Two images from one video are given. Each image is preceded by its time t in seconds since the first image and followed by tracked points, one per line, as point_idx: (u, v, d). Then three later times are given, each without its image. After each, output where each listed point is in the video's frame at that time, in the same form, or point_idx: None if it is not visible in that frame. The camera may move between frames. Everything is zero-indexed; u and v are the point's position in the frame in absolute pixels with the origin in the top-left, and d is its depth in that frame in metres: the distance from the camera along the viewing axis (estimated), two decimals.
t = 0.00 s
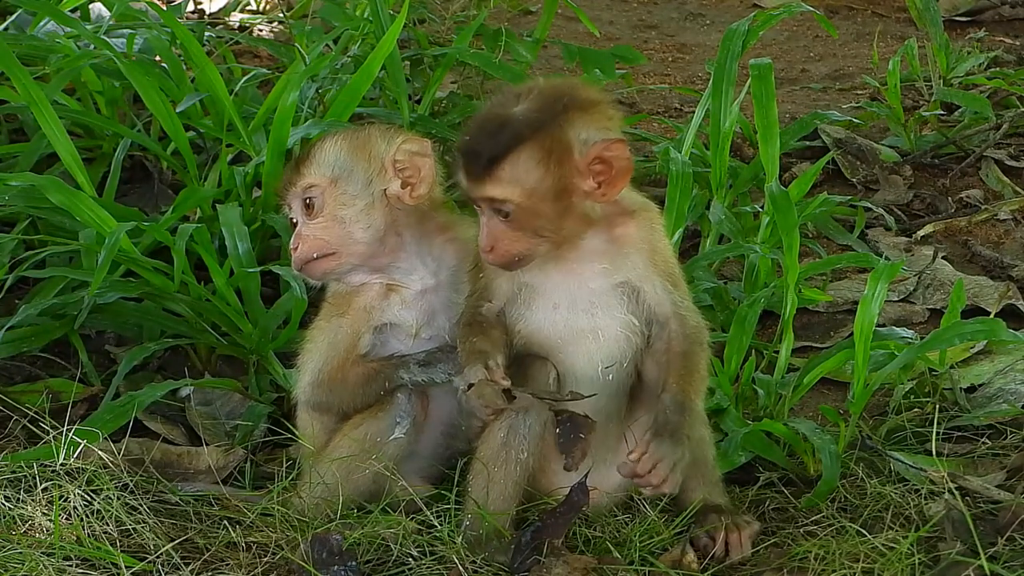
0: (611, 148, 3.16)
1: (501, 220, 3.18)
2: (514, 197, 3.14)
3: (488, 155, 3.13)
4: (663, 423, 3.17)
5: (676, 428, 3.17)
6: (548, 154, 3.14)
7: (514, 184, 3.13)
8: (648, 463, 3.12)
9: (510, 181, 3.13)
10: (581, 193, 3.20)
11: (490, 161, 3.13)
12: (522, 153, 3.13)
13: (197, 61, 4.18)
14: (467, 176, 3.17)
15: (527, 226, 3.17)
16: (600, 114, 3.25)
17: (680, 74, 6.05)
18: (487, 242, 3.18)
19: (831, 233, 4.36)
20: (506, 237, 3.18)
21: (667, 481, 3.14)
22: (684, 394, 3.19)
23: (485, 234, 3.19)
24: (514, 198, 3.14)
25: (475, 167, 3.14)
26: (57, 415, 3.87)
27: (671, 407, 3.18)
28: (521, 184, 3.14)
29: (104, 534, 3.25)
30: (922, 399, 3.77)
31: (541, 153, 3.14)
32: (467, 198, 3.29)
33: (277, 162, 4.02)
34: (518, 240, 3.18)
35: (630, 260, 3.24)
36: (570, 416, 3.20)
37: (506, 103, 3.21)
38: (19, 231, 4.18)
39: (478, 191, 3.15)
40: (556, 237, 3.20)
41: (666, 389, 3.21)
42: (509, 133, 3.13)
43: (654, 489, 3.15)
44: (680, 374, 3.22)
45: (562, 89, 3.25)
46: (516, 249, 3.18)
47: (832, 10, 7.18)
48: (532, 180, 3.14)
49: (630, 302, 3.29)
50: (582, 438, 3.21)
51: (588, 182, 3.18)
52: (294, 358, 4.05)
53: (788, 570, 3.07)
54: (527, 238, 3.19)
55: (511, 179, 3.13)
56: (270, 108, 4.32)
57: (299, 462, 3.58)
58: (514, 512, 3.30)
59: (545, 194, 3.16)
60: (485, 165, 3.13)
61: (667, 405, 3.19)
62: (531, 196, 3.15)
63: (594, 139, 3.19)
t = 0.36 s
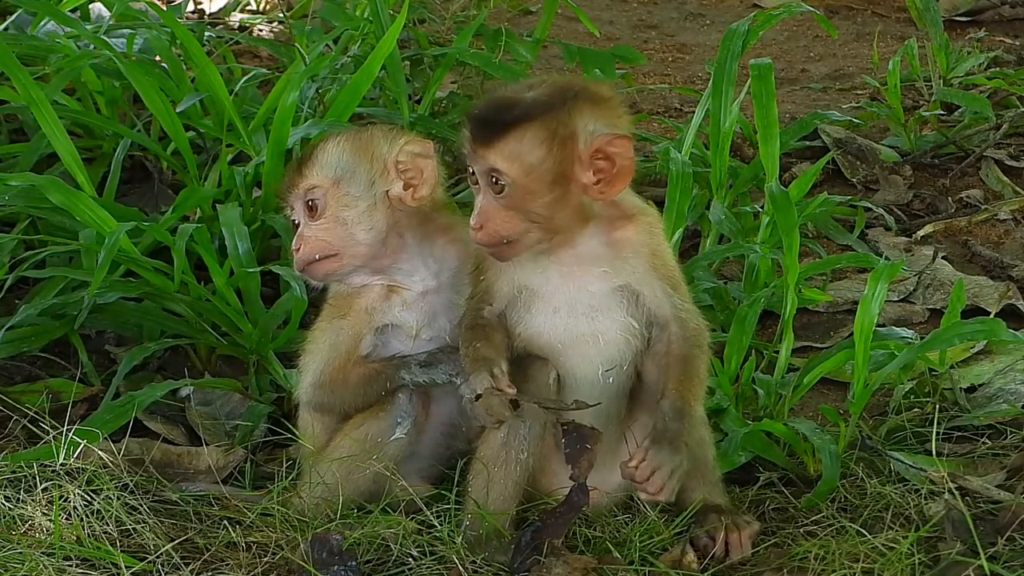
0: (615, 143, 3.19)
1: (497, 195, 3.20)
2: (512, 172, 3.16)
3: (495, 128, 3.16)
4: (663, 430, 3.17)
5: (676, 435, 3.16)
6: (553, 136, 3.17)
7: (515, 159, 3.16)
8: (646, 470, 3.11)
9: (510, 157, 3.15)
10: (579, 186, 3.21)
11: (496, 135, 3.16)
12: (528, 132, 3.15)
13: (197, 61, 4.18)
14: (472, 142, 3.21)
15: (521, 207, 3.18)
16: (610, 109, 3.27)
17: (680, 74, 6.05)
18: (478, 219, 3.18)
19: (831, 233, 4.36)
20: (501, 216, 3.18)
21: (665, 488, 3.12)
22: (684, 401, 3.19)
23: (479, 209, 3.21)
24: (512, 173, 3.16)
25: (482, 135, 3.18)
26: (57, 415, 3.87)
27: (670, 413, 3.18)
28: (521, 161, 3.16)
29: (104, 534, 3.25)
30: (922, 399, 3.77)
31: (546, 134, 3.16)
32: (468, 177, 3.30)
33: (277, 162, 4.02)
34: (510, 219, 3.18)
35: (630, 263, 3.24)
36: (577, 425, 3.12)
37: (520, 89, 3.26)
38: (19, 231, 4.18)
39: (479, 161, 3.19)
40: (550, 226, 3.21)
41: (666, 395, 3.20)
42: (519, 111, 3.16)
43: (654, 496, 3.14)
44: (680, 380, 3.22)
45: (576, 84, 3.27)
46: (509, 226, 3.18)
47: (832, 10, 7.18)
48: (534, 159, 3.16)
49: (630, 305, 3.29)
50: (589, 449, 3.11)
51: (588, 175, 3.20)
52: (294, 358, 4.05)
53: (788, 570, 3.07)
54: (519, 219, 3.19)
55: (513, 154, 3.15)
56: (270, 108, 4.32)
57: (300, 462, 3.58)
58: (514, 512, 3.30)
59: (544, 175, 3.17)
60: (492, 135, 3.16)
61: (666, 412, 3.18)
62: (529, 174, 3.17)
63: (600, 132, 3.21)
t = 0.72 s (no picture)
0: (603, 142, 3.17)
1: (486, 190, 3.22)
2: (497, 166, 3.18)
3: (483, 122, 3.19)
4: (659, 433, 3.18)
5: (673, 436, 3.17)
6: (539, 132, 3.17)
7: (500, 154, 3.17)
8: (643, 471, 3.13)
9: (496, 151, 3.17)
10: (568, 183, 3.20)
11: (482, 129, 3.19)
12: (513, 127, 3.16)
13: (197, 61, 4.18)
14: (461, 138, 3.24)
15: (510, 202, 3.19)
16: (606, 107, 3.26)
17: (680, 74, 6.05)
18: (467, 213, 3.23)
19: (831, 233, 4.36)
20: (491, 211, 3.20)
21: (662, 489, 3.13)
22: (681, 403, 3.20)
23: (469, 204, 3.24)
24: (498, 167, 3.18)
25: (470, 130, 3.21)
26: (58, 415, 3.87)
27: (667, 415, 3.19)
28: (507, 155, 3.17)
29: (104, 533, 3.25)
30: (922, 399, 3.77)
31: (531, 130, 3.17)
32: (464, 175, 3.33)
33: (277, 162, 4.02)
34: (498, 213, 3.20)
35: (629, 264, 3.23)
36: (577, 427, 3.13)
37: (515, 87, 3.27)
38: (19, 231, 4.19)
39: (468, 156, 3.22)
40: (543, 223, 3.21)
41: (663, 397, 3.22)
42: (507, 107, 3.19)
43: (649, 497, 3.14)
44: (678, 380, 3.23)
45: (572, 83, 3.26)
46: (498, 220, 3.20)
47: (832, 10, 7.18)
48: (517, 153, 3.17)
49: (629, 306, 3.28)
50: (589, 449, 3.13)
51: (575, 173, 3.18)
52: (294, 358, 4.05)
53: (788, 570, 3.07)
54: (508, 214, 3.20)
55: (498, 148, 3.17)
56: (270, 108, 4.32)
57: (300, 461, 3.58)
58: (514, 512, 3.30)
59: (528, 170, 3.18)
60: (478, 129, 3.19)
61: (663, 414, 3.20)
62: (514, 168, 3.17)
63: (590, 131, 3.20)
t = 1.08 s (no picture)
0: (586, 150, 3.14)
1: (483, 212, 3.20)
2: (488, 186, 3.16)
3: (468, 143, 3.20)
4: (648, 436, 3.17)
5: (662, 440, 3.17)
6: (522, 147, 3.15)
7: (489, 174, 3.16)
8: (628, 474, 3.13)
9: (485, 171, 3.16)
10: (559, 195, 3.18)
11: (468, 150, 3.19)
12: (497, 146, 3.16)
13: (197, 61, 4.18)
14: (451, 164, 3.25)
15: (506, 219, 3.18)
16: (596, 112, 3.26)
17: (680, 74, 6.05)
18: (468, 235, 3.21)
19: (831, 233, 4.36)
20: (490, 232, 3.19)
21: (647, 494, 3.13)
22: (674, 408, 3.18)
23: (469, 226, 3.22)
24: (489, 188, 3.16)
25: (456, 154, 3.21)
26: (57, 415, 3.87)
27: (658, 420, 3.17)
28: (497, 173, 3.16)
29: (104, 533, 3.25)
30: (922, 399, 3.77)
31: (516, 145, 3.15)
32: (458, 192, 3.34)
33: (277, 162, 4.02)
34: (499, 234, 3.18)
35: (630, 266, 3.23)
36: (582, 429, 3.23)
37: (501, 105, 3.28)
38: (19, 231, 4.18)
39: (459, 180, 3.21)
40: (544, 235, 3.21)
41: (656, 401, 3.20)
42: (491, 125, 3.20)
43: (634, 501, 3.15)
44: (673, 384, 3.21)
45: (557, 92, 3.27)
46: (498, 240, 3.18)
47: (832, 10, 7.18)
48: (504, 171, 3.15)
49: (632, 307, 3.28)
50: (594, 452, 3.22)
51: (563, 183, 3.17)
52: (294, 358, 4.05)
53: (788, 570, 3.07)
54: (510, 234, 3.19)
55: (485, 169, 3.16)
56: (270, 108, 4.32)
57: (299, 461, 3.58)
58: (514, 512, 3.30)
59: (518, 186, 3.16)
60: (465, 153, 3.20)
61: (653, 419, 3.18)
62: (506, 186, 3.16)
63: (575, 138, 3.18)
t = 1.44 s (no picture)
0: (572, 160, 3.12)
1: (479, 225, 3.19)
2: (480, 202, 3.13)
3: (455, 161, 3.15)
4: (633, 442, 3.14)
5: (648, 446, 3.14)
6: (508, 162, 3.11)
7: (478, 190, 3.12)
8: (612, 480, 3.10)
9: (476, 187, 3.13)
10: (550, 206, 3.16)
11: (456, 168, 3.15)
12: (484, 162, 3.12)
13: (197, 61, 4.18)
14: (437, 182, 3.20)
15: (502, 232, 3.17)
16: (587, 119, 3.22)
17: (680, 74, 6.05)
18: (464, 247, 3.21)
19: (831, 233, 4.36)
20: (487, 244, 3.18)
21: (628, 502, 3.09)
22: (663, 414, 3.16)
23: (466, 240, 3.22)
24: (480, 204, 3.14)
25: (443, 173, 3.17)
26: (57, 415, 3.87)
27: (645, 426, 3.15)
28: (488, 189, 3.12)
29: (104, 534, 3.25)
30: (922, 399, 3.77)
31: (503, 160, 3.11)
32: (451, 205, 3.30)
33: (277, 162, 4.02)
34: (495, 247, 3.18)
35: (630, 268, 3.22)
36: (568, 429, 3.14)
37: (488, 116, 3.23)
38: (19, 231, 4.19)
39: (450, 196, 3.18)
40: (541, 245, 3.21)
41: (646, 406, 3.18)
42: (479, 140, 3.15)
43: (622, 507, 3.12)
44: (666, 390, 3.19)
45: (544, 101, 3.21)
46: (496, 251, 3.18)
47: (832, 10, 7.18)
48: (492, 187, 3.12)
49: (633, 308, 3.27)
50: (579, 454, 3.13)
51: (552, 193, 3.14)
52: (294, 358, 4.05)
53: (788, 570, 3.07)
54: (506, 245, 3.18)
55: (473, 186, 3.12)
56: (270, 108, 4.32)
57: (299, 461, 3.58)
58: (514, 512, 3.30)
59: (509, 200, 3.13)
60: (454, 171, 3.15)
61: (641, 425, 3.16)
62: (498, 202, 3.13)
63: (561, 148, 3.15)
